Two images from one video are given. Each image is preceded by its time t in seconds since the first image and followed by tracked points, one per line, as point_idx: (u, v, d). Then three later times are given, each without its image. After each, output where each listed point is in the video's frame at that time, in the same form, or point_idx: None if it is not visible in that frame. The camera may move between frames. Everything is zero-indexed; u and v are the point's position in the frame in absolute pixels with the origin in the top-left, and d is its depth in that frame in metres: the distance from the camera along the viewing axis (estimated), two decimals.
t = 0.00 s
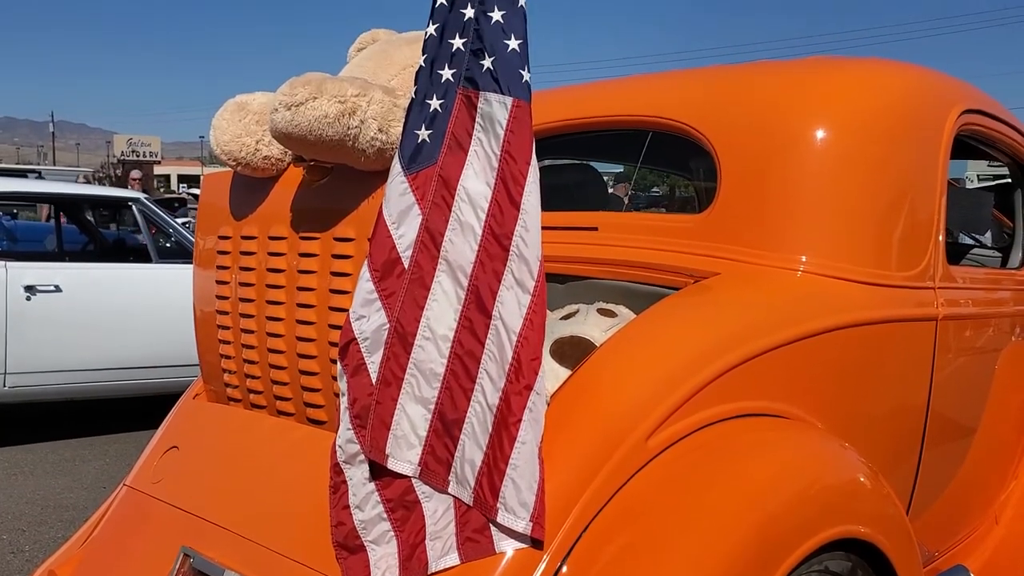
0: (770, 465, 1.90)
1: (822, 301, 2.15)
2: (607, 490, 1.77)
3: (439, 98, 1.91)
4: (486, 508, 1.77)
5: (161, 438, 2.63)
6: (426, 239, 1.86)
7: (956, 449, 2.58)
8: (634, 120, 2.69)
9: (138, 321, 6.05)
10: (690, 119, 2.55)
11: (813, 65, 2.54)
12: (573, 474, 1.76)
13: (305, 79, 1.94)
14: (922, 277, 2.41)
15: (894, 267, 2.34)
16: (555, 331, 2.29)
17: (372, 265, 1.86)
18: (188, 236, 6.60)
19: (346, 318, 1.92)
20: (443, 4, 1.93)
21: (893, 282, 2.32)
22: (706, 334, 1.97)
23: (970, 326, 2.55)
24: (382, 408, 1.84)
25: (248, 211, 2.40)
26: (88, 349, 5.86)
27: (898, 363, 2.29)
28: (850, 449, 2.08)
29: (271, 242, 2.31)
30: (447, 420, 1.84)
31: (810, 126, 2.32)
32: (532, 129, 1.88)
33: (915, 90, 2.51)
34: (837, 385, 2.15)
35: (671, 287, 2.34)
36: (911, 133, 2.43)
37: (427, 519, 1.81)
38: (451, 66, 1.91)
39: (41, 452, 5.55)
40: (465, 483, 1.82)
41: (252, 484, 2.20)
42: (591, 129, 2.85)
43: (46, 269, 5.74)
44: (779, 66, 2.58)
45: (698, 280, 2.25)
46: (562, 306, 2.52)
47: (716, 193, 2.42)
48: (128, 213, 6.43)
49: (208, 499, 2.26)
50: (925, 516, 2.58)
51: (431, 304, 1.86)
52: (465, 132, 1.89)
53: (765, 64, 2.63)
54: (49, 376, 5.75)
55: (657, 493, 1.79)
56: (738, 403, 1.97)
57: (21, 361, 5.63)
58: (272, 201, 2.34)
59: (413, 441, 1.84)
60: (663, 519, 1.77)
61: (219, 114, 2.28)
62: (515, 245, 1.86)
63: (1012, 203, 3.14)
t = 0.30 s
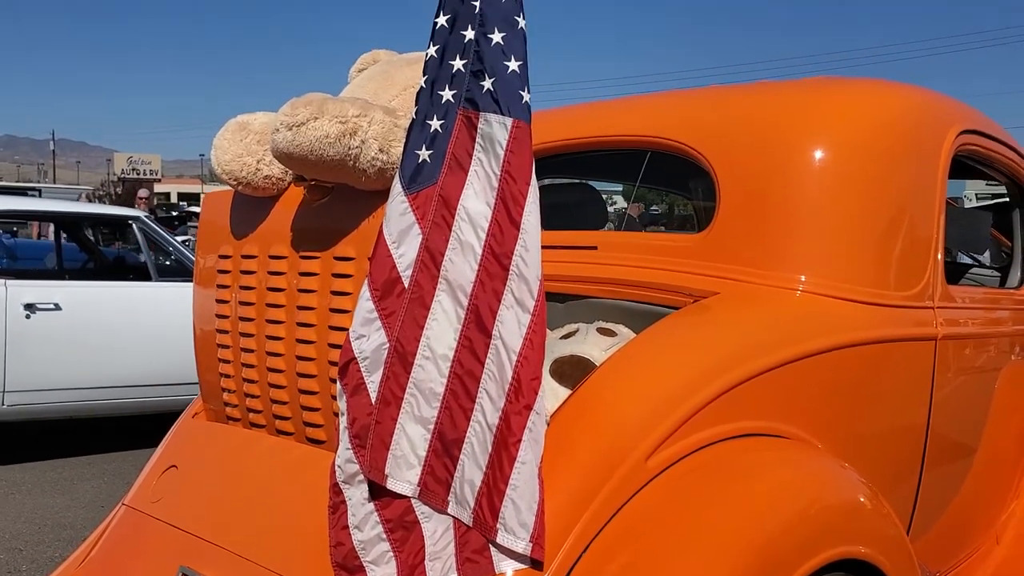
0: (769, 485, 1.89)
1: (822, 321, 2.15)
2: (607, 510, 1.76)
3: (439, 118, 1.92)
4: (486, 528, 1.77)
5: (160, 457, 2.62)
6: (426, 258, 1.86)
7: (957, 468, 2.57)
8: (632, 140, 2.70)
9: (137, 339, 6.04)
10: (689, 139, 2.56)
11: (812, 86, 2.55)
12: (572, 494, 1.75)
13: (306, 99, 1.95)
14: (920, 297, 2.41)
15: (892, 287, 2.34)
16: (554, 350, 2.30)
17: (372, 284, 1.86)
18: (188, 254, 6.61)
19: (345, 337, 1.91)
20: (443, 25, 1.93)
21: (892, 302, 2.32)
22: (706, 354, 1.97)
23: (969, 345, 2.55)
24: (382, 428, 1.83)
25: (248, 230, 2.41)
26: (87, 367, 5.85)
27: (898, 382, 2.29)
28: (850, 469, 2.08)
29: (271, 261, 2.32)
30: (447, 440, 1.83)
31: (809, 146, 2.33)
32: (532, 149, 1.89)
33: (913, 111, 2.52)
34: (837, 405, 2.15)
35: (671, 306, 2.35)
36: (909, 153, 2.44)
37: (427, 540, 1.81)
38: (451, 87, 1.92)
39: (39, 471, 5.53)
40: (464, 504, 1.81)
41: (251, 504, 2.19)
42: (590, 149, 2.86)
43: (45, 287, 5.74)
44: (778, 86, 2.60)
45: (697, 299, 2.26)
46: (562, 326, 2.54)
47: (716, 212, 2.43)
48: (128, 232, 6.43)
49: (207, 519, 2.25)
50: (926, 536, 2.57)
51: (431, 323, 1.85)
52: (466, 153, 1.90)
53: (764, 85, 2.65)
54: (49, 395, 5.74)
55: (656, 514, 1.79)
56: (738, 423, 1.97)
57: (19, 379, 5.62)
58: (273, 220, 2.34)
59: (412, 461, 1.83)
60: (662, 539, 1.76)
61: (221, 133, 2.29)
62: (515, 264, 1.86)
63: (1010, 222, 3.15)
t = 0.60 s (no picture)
0: (770, 505, 1.89)
1: (821, 342, 2.15)
2: (607, 531, 1.75)
3: (439, 139, 1.93)
4: (485, 549, 1.75)
5: (159, 477, 2.61)
6: (426, 278, 1.87)
7: (957, 488, 2.57)
8: (630, 161, 2.71)
9: (135, 358, 6.03)
10: (688, 160, 2.57)
11: (810, 107, 2.57)
12: (572, 514, 1.74)
13: (307, 120, 1.96)
14: (919, 317, 2.41)
15: (890, 307, 2.34)
16: (554, 370, 2.30)
17: (372, 304, 1.87)
18: (187, 274, 6.62)
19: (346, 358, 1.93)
20: (443, 48, 1.96)
21: (892, 322, 2.33)
22: (706, 374, 1.97)
23: (968, 366, 2.55)
24: (380, 448, 1.83)
25: (248, 251, 2.42)
26: (86, 386, 5.84)
27: (897, 403, 2.29)
28: (849, 490, 2.08)
29: (271, 281, 2.32)
30: (446, 460, 1.82)
31: (807, 167, 2.34)
32: (532, 170, 1.89)
33: (911, 132, 2.54)
34: (836, 425, 2.14)
35: (671, 326, 2.35)
36: (907, 174, 2.45)
37: (426, 561, 1.79)
38: (451, 108, 1.94)
39: (36, 491, 5.50)
40: (464, 525, 1.79)
41: (248, 525, 2.18)
42: (587, 170, 2.88)
43: (44, 306, 5.74)
44: (776, 108, 2.61)
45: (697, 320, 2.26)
46: (561, 346, 2.54)
47: (715, 233, 2.43)
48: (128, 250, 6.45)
49: (204, 540, 2.24)
50: (927, 557, 2.56)
51: (431, 343, 1.85)
52: (466, 173, 1.91)
53: (762, 106, 2.66)
54: (47, 414, 5.72)
55: (656, 535, 1.78)
56: (739, 443, 1.96)
57: (17, 398, 5.60)
58: (273, 240, 2.35)
59: (411, 482, 1.82)
60: (662, 560, 1.75)
61: (222, 153, 2.29)
62: (514, 284, 1.86)
63: (1007, 243, 3.16)
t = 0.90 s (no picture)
0: (769, 530, 1.88)
1: (820, 366, 2.15)
2: (607, 555, 1.74)
3: (439, 163, 1.94)
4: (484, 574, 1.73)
5: (157, 499, 2.60)
6: (425, 301, 1.86)
7: (958, 512, 2.56)
8: (629, 184, 2.73)
9: (134, 378, 6.01)
10: (686, 184, 2.58)
11: (808, 131, 2.58)
12: (572, 539, 1.74)
13: (308, 144, 1.97)
14: (918, 341, 2.41)
15: (890, 331, 2.35)
16: (553, 394, 2.30)
17: (372, 327, 1.87)
18: (187, 295, 6.62)
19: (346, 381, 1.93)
20: (443, 72, 1.96)
21: (892, 347, 2.33)
22: (706, 397, 1.97)
23: (968, 389, 2.55)
24: (379, 472, 1.82)
25: (248, 273, 2.42)
26: (84, 407, 5.82)
27: (897, 426, 2.29)
28: (849, 514, 2.07)
29: (270, 303, 2.32)
30: (445, 484, 1.81)
31: (806, 191, 2.35)
32: (532, 194, 1.90)
33: (910, 157, 2.55)
34: (835, 449, 2.14)
35: (670, 349, 2.36)
36: (905, 198, 2.46)
37: None
38: (451, 132, 1.95)
39: (33, 513, 5.48)
40: (463, 549, 1.77)
41: (246, 548, 2.17)
42: (586, 193, 2.89)
43: (43, 327, 5.74)
44: (775, 132, 2.63)
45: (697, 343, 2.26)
46: (561, 369, 2.54)
47: (713, 256, 2.43)
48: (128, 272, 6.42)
49: (201, 563, 2.23)
50: None
51: (430, 366, 1.84)
52: (466, 197, 1.91)
53: (761, 130, 2.68)
54: (45, 435, 5.71)
55: (656, 559, 1.77)
56: (739, 467, 1.96)
57: (14, 419, 5.59)
58: (273, 263, 2.36)
59: (410, 506, 1.81)
60: None
61: (222, 176, 2.30)
62: (514, 308, 1.86)
63: (1006, 266, 3.17)
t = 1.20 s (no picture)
0: (770, 559, 1.87)
1: (820, 393, 2.15)
2: None
3: (439, 190, 1.94)
4: None
5: (154, 526, 2.59)
6: (425, 327, 1.86)
7: (959, 540, 2.55)
8: (629, 211, 2.74)
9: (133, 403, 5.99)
10: (686, 212, 2.59)
11: (807, 159, 2.59)
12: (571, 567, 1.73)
13: (308, 171, 1.98)
14: (918, 368, 2.41)
15: (890, 358, 2.35)
16: (553, 421, 2.30)
17: (370, 354, 1.87)
18: (187, 320, 6.62)
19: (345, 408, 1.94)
20: (444, 101, 1.98)
21: (891, 374, 2.33)
22: (706, 424, 1.96)
23: (969, 416, 2.55)
24: (378, 500, 1.82)
25: (248, 299, 2.43)
26: (82, 432, 5.79)
27: (898, 454, 2.28)
28: (850, 543, 2.06)
29: (270, 329, 2.32)
30: (444, 512, 1.80)
31: (804, 218, 2.36)
32: (532, 222, 1.89)
33: (908, 184, 2.57)
34: (836, 476, 2.13)
35: (670, 376, 2.36)
36: (904, 225, 2.47)
37: None
38: (451, 159, 1.96)
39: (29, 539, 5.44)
40: None
41: None
42: (586, 219, 2.90)
43: (42, 352, 5.75)
44: (774, 159, 2.64)
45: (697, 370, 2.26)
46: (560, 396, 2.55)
47: (712, 284, 2.44)
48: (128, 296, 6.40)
49: None
50: None
51: (430, 394, 1.84)
52: (465, 224, 1.92)
53: (760, 158, 2.69)
54: (43, 461, 5.68)
55: None
56: (739, 495, 1.95)
57: (11, 444, 5.57)
58: (272, 289, 2.36)
59: (409, 534, 1.80)
60: None
61: (222, 204, 2.30)
62: (514, 335, 1.85)
63: (1004, 293, 3.17)
